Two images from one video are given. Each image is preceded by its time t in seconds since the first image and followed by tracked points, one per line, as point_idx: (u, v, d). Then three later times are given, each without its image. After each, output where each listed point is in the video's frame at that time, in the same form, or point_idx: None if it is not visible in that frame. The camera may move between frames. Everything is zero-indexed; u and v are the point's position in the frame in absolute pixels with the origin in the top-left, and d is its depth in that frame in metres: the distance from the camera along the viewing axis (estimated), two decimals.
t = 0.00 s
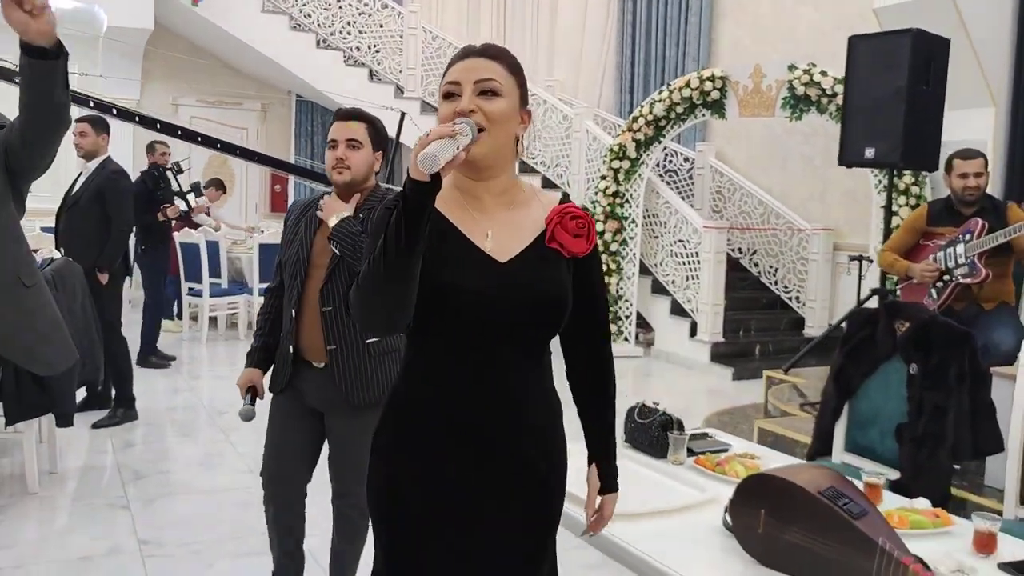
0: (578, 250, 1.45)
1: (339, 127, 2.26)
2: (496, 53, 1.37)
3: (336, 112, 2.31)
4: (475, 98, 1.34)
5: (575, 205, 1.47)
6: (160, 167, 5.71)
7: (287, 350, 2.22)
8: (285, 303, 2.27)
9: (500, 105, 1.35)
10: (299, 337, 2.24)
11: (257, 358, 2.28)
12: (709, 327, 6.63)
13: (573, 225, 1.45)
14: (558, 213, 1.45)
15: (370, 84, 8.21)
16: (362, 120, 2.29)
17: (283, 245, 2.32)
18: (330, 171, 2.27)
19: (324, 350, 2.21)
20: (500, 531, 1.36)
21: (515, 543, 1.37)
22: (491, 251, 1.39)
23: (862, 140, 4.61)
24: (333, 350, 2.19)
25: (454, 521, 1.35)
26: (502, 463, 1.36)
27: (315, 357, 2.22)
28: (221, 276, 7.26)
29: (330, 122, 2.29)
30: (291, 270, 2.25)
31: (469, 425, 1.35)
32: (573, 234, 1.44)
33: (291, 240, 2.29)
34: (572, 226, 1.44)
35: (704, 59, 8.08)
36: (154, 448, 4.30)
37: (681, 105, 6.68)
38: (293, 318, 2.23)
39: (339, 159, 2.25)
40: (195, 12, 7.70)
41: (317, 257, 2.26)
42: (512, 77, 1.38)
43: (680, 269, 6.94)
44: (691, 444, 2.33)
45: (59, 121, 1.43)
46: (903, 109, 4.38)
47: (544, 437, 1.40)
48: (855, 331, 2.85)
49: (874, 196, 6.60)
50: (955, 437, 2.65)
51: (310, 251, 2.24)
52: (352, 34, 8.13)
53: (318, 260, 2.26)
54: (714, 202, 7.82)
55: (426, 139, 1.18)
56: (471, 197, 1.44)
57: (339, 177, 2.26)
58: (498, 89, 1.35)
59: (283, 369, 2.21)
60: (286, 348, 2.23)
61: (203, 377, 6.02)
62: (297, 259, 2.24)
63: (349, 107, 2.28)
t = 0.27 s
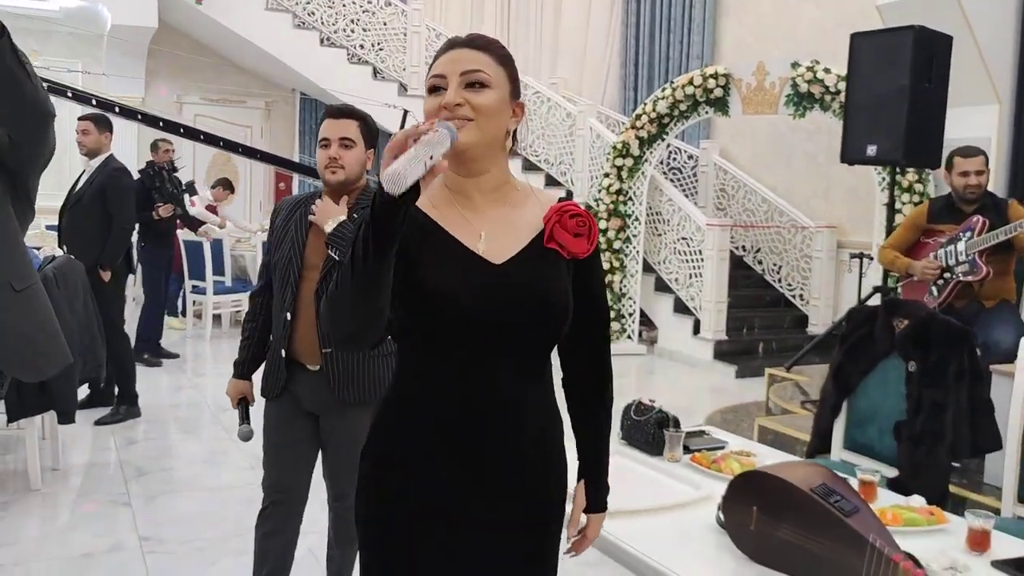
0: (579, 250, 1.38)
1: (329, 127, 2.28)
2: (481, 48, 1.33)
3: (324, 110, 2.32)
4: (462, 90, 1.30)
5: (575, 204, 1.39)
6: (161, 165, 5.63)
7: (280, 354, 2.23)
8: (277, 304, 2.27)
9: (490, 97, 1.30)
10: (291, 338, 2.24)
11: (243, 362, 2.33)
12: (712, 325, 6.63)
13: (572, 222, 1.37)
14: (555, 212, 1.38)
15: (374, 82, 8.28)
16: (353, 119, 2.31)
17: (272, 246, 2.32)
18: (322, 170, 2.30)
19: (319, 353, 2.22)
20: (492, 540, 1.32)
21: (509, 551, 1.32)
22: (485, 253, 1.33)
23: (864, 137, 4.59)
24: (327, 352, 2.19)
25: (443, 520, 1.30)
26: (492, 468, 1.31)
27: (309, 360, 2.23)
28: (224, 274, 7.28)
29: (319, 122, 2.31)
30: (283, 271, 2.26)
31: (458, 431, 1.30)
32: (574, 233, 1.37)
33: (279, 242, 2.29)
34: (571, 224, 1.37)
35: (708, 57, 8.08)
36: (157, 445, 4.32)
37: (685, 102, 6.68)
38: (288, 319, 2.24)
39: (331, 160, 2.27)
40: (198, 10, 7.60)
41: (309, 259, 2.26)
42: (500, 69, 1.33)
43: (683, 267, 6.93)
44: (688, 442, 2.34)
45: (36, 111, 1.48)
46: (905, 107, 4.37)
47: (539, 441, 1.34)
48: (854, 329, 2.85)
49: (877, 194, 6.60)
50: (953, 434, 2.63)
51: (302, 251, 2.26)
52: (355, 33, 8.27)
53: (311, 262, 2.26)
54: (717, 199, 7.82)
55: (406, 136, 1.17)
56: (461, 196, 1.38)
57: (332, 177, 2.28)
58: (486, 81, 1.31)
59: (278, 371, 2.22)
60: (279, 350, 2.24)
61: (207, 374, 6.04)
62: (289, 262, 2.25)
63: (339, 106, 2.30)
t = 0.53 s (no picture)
0: (594, 254, 1.35)
1: (300, 125, 2.29)
2: (494, 33, 1.34)
3: (295, 111, 2.33)
4: (470, 77, 1.32)
5: (590, 206, 1.38)
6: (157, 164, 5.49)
7: (262, 357, 2.21)
8: (255, 306, 2.26)
9: (498, 84, 1.31)
10: (275, 340, 2.23)
11: (225, 376, 2.32)
12: (710, 323, 6.64)
13: (586, 224, 1.35)
14: (569, 212, 1.35)
15: (371, 80, 8.28)
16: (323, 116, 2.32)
17: (246, 249, 2.31)
18: (296, 171, 2.29)
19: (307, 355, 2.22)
20: (496, 543, 1.30)
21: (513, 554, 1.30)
22: (493, 255, 1.30)
23: (861, 134, 4.60)
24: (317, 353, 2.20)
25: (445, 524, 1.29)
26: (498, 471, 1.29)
27: (296, 365, 2.22)
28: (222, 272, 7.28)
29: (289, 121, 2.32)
30: (262, 271, 2.25)
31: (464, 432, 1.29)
32: (590, 235, 1.35)
33: (255, 244, 2.28)
34: (586, 225, 1.35)
35: (705, 54, 8.08)
36: (156, 443, 4.32)
37: (682, 100, 6.68)
38: (268, 318, 2.22)
39: (305, 158, 2.27)
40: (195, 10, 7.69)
41: (289, 260, 2.27)
42: (513, 56, 1.34)
43: (681, 265, 6.93)
44: (686, 439, 2.34)
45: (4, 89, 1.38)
46: (902, 103, 4.38)
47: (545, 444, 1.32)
48: (850, 326, 2.85)
49: (874, 191, 6.61)
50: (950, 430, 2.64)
51: (280, 251, 2.26)
52: (352, 31, 8.30)
53: (290, 263, 2.26)
54: (715, 196, 7.82)
55: (414, 379, 1.13)
56: (472, 189, 1.37)
57: (307, 176, 2.28)
58: (495, 68, 1.32)
59: (261, 375, 2.21)
60: (261, 352, 2.23)
61: (206, 372, 6.03)
62: (267, 263, 2.25)
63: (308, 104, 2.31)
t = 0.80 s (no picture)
0: (614, 255, 1.32)
1: (271, 119, 2.26)
2: (516, 29, 1.35)
3: (263, 104, 2.29)
4: (488, 73, 1.33)
5: (613, 204, 1.34)
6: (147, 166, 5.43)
7: (239, 357, 2.22)
8: (231, 307, 2.25)
9: (514, 80, 1.32)
10: (252, 341, 2.24)
11: (195, 378, 2.26)
12: (701, 319, 6.68)
13: (604, 224, 1.32)
14: (589, 210, 1.33)
15: (361, 78, 8.27)
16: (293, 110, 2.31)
17: (218, 248, 2.29)
18: (267, 166, 2.28)
19: (287, 354, 2.23)
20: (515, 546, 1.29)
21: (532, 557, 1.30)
22: (505, 255, 1.31)
23: (851, 132, 4.64)
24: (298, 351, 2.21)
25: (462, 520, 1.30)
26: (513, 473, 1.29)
27: (276, 365, 2.23)
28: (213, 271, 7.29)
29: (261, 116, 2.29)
30: (236, 273, 2.24)
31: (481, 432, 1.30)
32: (608, 235, 1.32)
33: (227, 243, 2.27)
34: (604, 225, 1.32)
35: (695, 53, 8.13)
36: (150, 442, 4.32)
37: (672, 98, 6.72)
38: (246, 320, 2.22)
39: (277, 153, 2.26)
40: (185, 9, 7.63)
41: (263, 259, 2.27)
42: (535, 52, 1.35)
43: (672, 262, 6.96)
44: (682, 435, 2.36)
45: None
46: (891, 101, 4.41)
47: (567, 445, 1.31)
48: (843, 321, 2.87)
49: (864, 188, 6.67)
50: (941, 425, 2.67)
51: (254, 250, 2.25)
52: (343, 29, 8.16)
53: (265, 262, 2.27)
54: (705, 193, 7.86)
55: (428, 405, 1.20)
56: (497, 187, 1.39)
57: (279, 171, 2.26)
58: (514, 62, 1.33)
59: (236, 377, 2.21)
60: (237, 354, 2.23)
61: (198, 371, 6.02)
62: (242, 262, 2.24)
63: (279, 98, 2.29)
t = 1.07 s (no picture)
0: (653, 245, 1.15)
1: (256, 117, 2.23)
2: (561, 27, 1.27)
3: (248, 102, 2.26)
4: (533, 76, 1.26)
5: (661, 193, 1.16)
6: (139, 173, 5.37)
7: (229, 360, 2.20)
8: (222, 308, 2.23)
9: (554, 76, 1.24)
10: (243, 342, 2.22)
11: (181, 381, 2.20)
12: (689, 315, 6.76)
13: (639, 215, 1.16)
14: (630, 202, 1.18)
15: (349, 77, 8.29)
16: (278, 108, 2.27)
17: (206, 249, 2.26)
18: (251, 164, 2.24)
19: (276, 355, 2.21)
20: (563, 562, 1.23)
21: None
22: (556, 252, 1.25)
23: (836, 130, 4.71)
24: (286, 351, 2.20)
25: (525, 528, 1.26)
26: (566, 484, 1.23)
27: (267, 364, 2.22)
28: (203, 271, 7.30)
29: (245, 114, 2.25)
30: (226, 273, 2.21)
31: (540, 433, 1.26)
32: (644, 224, 1.15)
33: (215, 245, 2.24)
34: (642, 214, 1.15)
35: (681, 51, 8.23)
36: (146, 440, 4.35)
37: (659, 97, 6.72)
38: (238, 321, 2.19)
39: (261, 151, 2.22)
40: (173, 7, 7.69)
41: (251, 259, 2.24)
42: (581, 47, 1.25)
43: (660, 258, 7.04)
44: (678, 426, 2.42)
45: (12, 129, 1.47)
46: (875, 100, 4.49)
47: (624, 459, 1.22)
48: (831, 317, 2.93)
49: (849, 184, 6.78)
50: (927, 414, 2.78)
51: (243, 250, 2.22)
52: (331, 28, 8.13)
53: (252, 263, 2.24)
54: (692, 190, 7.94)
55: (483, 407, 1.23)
56: (564, 193, 1.31)
57: (264, 170, 2.22)
58: (557, 61, 1.25)
59: (228, 378, 2.20)
60: (228, 356, 2.21)
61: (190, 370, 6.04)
62: (232, 263, 2.21)
63: (263, 96, 2.25)
